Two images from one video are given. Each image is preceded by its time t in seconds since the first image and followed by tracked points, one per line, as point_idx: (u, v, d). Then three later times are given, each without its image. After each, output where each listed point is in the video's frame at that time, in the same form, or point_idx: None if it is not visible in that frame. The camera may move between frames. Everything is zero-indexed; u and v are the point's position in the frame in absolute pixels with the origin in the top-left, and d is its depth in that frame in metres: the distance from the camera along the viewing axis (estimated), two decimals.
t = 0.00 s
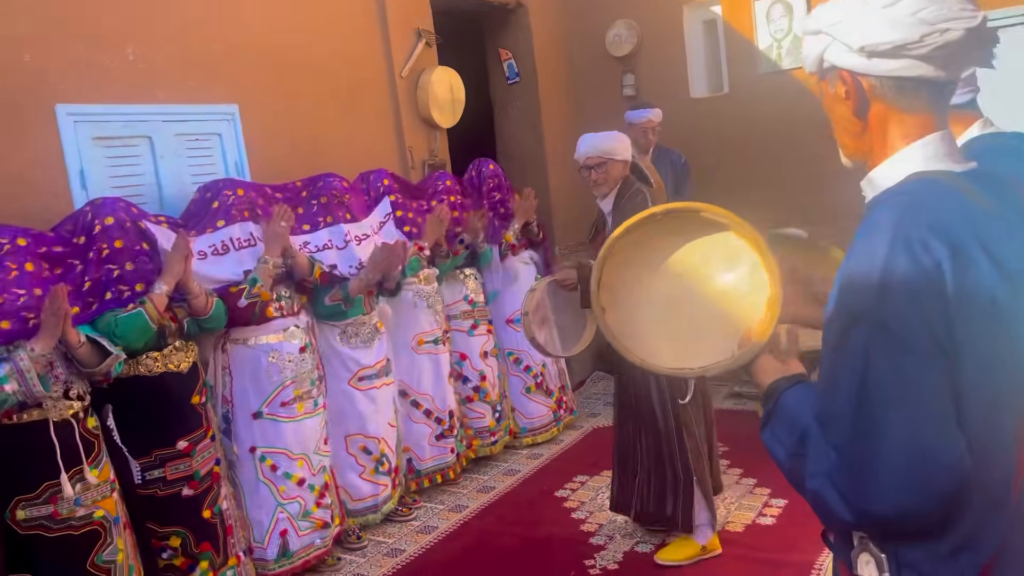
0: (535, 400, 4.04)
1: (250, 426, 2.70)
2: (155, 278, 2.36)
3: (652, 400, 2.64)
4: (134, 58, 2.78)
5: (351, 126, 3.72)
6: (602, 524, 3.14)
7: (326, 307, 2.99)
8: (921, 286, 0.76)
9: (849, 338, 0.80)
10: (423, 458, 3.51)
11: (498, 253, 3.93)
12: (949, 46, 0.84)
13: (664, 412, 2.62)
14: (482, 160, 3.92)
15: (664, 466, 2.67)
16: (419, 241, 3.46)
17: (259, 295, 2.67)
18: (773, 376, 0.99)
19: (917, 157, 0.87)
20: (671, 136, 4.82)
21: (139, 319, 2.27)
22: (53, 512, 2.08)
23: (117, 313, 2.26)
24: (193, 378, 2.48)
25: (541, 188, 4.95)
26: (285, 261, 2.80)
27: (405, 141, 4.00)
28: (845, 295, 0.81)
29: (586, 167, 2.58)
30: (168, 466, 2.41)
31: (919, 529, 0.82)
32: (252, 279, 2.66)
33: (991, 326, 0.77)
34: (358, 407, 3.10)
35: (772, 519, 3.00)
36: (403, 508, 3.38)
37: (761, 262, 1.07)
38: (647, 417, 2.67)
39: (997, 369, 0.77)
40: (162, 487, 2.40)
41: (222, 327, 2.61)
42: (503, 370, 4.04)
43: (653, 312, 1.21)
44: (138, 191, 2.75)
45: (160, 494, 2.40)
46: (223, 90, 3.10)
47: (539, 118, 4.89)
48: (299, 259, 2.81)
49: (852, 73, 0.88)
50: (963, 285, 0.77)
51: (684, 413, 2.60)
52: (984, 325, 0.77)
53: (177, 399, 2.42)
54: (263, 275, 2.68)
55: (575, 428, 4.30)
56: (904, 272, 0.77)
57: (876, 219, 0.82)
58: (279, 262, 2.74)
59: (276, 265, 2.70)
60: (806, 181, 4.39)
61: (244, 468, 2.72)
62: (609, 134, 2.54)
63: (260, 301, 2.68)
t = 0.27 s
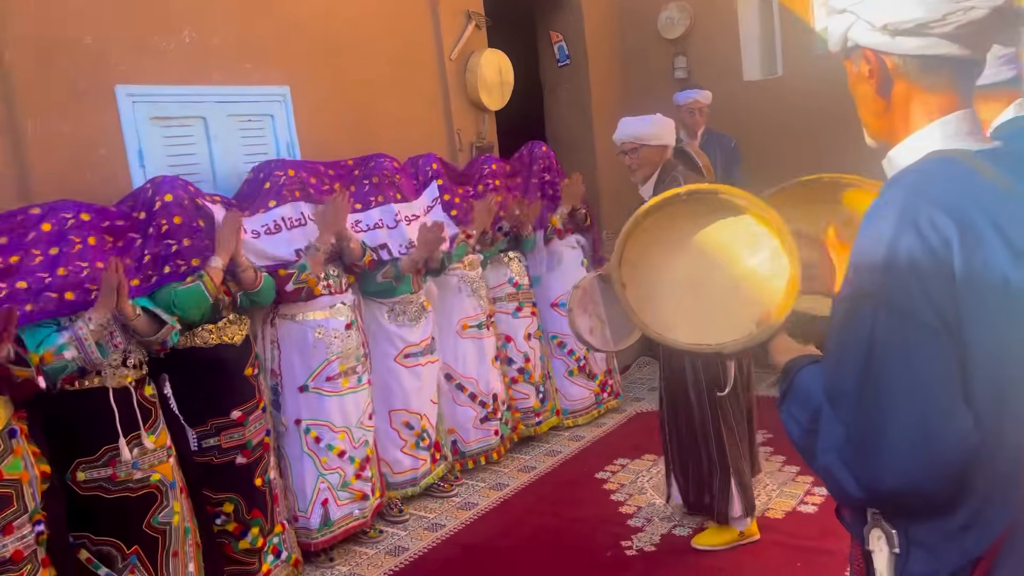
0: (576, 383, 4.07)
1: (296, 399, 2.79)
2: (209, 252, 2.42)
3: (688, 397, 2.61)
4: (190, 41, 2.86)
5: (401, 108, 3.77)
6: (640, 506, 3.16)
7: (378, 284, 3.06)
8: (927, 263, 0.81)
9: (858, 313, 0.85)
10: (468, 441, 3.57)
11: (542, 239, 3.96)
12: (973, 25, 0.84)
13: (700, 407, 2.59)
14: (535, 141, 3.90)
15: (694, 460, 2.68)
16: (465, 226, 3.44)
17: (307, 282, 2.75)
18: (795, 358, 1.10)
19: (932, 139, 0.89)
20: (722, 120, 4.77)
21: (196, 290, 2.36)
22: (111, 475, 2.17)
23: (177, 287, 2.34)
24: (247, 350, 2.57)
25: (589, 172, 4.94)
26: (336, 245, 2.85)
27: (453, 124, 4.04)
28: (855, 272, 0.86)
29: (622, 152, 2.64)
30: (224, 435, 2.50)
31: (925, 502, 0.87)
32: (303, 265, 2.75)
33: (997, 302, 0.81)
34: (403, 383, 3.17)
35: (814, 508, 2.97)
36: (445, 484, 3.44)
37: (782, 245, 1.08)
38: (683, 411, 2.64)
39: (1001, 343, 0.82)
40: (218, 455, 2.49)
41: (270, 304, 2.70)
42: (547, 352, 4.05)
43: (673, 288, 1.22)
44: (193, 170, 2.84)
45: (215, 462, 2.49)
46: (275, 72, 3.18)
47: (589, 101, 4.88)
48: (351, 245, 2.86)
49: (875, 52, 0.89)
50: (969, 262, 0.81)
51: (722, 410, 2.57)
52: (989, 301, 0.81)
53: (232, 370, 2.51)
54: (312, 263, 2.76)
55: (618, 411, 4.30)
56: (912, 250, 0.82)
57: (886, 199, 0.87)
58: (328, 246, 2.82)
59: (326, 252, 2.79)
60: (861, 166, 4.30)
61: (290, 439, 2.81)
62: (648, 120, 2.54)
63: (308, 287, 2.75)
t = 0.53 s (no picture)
0: (622, 363, 4.06)
1: (348, 368, 2.87)
2: (264, 224, 2.52)
3: (722, 385, 2.62)
4: (250, 19, 2.94)
5: (455, 86, 3.80)
6: (683, 486, 3.16)
7: (428, 253, 3.11)
8: (945, 231, 0.88)
9: (877, 281, 0.92)
10: (512, 414, 3.63)
11: (587, 217, 3.93)
12: None
13: (731, 396, 2.60)
14: (585, 119, 3.93)
15: (722, 450, 2.70)
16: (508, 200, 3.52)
17: (359, 260, 2.82)
18: (814, 335, 1.13)
19: (967, 109, 0.95)
20: (781, 100, 4.69)
21: (252, 262, 2.44)
22: (168, 438, 2.27)
23: (233, 257, 2.44)
24: (299, 319, 2.67)
25: (643, 152, 4.91)
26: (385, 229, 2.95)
27: (506, 103, 4.07)
28: (876, 241, 0.92)
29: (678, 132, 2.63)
30: (276, 400, 2.60)
31: (943, 473, 0.93)
32: (355, 244, 2.82)
33: (1012, 269, 0.87)
34: (452, 355, 3.23)
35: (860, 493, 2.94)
36: (491, 457, 3.49)
37: (809, 220, 1.15)
38: (717, 400, 2.65)
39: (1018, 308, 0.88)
40: (270, 418, 2.60)
41: (322, 277, 2.77)
42: (590, 331, 4.06)
43: (697, 260, 1.28)
44: (251, 145, 2.93)
45: (268, 425, 2.60)
46: (332, 50, 3.24)
47: (644, 80, 4.84)
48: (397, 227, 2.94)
49: (906, 23, 0.96)
50: (986, 231, 0.88)
51: (753, 403, 2.57)
52: (1005, 267, 0.87)
53: (285, 338, 2.60)
54: (365, 241, 2.83)
55: (666, 392, 4.30)
56: (931, 218, 0.89)
57: (908, 175, 0.94)
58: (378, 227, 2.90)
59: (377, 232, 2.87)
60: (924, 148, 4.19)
61: (341, 408, 2.89)
62: (711, 103, 2.53)
63: (360, 264, 2.83)
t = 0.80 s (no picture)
0: (670, 344, 4.04)
1: (397, 336, 2.96)
2: (321, 195, 2.60)
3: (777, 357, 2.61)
4: None
5: (514, 61, 3.82)
6: (733, 465, 3.15)
7: (478, 232, 3.17)
8: (979, 198, 0.95)
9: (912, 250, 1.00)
10: (559, 390, 3.63)
11: (644, 194, 3.90)
12: None
13: (787, 368, 2.59)
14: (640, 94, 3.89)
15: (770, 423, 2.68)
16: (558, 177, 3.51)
17: (413, 220, 2.90)
18: (856, 300, 1.20)
19: (1008, 73, 1.01)
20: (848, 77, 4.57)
21: (307, 232, 2.52)
22: (227, 397, 2.36)
23: (290, 227, 2.52)
24: (354, 288, 2.73)
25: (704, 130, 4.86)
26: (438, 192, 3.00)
27: (565, 79, 4.07)
28: (913, 208, 1.00)
29: (732, 103, 2.60)
30: (331, 365, 2.68)
31: (978, 435, 1.02)
32: (407, 205, 2.90)
33: None
34: (503, 329, 3.27)
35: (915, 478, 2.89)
36: (541, 431, 3.54)
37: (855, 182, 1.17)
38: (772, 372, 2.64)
39: None
40: (324, 382, 2.68)
41: (378, 245, 2.84)
42: (642, 311, 4.04)
43: (740, 223, 1.28)
44: (314, 118, 3.00)
45: (322, 389, 2.68)
46: (394, 25, 3.29)
47: (707, 57, 4.77)
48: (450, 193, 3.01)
49: None
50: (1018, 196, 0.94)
51: (807, 375, 2.57)
52: None
53: (341, 305, 2.68)
54: (418, 203, 2.90)
55: (720, 373, 4.27)
56: (966, 186, 0.96)
57: (945, 145, 1.01)
58: (433, 190, 2.98)
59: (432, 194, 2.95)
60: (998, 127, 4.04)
61: (390, 373, 3.00)
62: (766, 72, 2.52)
63: (413, 226, 2.90)
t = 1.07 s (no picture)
0: (731, 329, 4.00)
1: (457, 312, 3.00)
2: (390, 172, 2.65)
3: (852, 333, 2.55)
4: None
5: (580, 40, 3.81)
6: (794, 448, 3.12)
7: (541, 211, 3.19)
8: None
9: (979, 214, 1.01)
10: (614, 373, 3.60)
11: (709, 178, 3.85)
12: None
13: (864, 343, 2.54)
14: (704, 79, 3.83)
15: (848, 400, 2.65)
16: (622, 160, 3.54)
17: (475, 203, 2.91)
18: (924, 269, 1.22)
19: None
20: (926, 55, 4.42)
21: (376, 210, 2.60)
22: (297, 364, 2.46)
23: (360, 203, 2.60)
24: (417, 263, 2.79)
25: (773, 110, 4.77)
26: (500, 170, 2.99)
27: (632, 58, 4.05)
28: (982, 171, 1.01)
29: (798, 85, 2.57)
30: (395, 339, 2.76)
31: None
32: (469, 187, 2.90)
33: None
34: (562, 307, 3.29)
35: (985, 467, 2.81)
36: (600, 409, 3.57)
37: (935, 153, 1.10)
38: (845, 350, 2.59)
39: None
40: (390, 356, 2.77)
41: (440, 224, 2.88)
42: (703, 295, 4.01)
43: (811, 190, 1.18)
44: (384, 95, 3.07)
45: (388, 362, 2.77)
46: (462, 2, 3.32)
47: (778, 35, 4.68)
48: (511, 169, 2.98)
49: None
50: None
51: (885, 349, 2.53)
52: None
53: (404, 279, 2.74)
54: (479, 184, 2.91)
55: (783, 357, 4.22)
56: None
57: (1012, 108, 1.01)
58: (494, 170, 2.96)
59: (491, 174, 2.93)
60: None
61: (450, 348, 3.05)
62: (829, 52, 2.44)
63: (476, 208, 2.92)
